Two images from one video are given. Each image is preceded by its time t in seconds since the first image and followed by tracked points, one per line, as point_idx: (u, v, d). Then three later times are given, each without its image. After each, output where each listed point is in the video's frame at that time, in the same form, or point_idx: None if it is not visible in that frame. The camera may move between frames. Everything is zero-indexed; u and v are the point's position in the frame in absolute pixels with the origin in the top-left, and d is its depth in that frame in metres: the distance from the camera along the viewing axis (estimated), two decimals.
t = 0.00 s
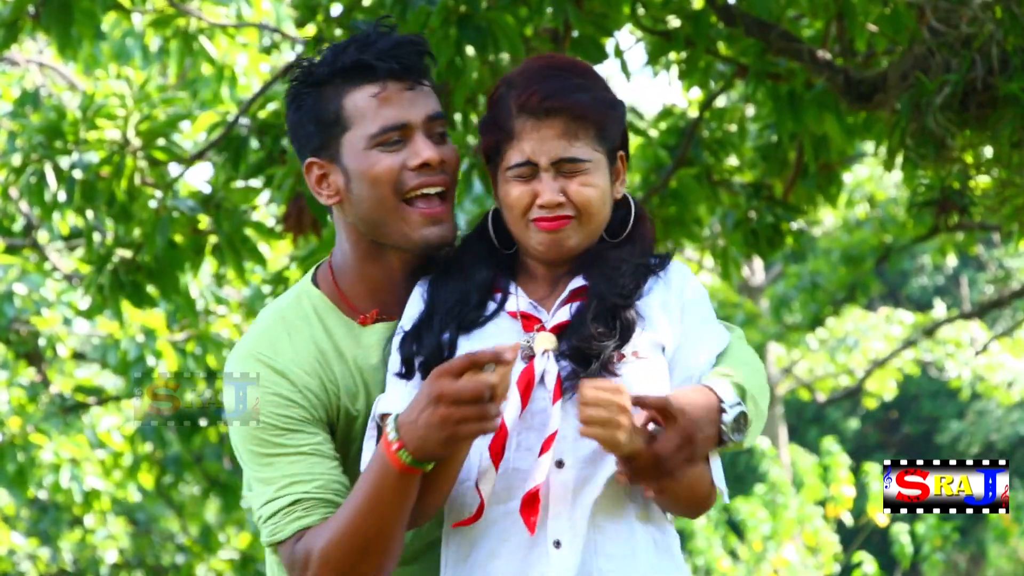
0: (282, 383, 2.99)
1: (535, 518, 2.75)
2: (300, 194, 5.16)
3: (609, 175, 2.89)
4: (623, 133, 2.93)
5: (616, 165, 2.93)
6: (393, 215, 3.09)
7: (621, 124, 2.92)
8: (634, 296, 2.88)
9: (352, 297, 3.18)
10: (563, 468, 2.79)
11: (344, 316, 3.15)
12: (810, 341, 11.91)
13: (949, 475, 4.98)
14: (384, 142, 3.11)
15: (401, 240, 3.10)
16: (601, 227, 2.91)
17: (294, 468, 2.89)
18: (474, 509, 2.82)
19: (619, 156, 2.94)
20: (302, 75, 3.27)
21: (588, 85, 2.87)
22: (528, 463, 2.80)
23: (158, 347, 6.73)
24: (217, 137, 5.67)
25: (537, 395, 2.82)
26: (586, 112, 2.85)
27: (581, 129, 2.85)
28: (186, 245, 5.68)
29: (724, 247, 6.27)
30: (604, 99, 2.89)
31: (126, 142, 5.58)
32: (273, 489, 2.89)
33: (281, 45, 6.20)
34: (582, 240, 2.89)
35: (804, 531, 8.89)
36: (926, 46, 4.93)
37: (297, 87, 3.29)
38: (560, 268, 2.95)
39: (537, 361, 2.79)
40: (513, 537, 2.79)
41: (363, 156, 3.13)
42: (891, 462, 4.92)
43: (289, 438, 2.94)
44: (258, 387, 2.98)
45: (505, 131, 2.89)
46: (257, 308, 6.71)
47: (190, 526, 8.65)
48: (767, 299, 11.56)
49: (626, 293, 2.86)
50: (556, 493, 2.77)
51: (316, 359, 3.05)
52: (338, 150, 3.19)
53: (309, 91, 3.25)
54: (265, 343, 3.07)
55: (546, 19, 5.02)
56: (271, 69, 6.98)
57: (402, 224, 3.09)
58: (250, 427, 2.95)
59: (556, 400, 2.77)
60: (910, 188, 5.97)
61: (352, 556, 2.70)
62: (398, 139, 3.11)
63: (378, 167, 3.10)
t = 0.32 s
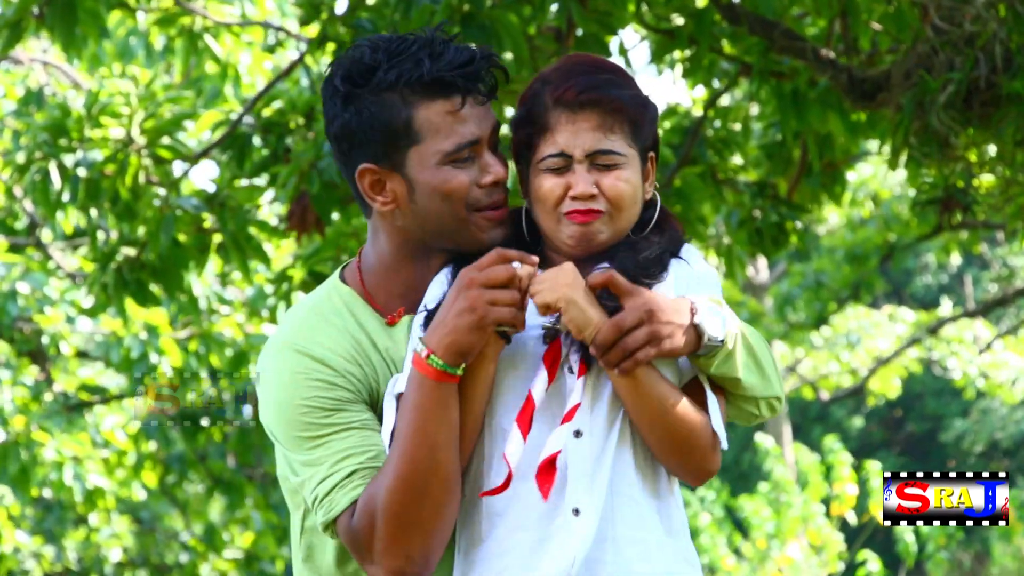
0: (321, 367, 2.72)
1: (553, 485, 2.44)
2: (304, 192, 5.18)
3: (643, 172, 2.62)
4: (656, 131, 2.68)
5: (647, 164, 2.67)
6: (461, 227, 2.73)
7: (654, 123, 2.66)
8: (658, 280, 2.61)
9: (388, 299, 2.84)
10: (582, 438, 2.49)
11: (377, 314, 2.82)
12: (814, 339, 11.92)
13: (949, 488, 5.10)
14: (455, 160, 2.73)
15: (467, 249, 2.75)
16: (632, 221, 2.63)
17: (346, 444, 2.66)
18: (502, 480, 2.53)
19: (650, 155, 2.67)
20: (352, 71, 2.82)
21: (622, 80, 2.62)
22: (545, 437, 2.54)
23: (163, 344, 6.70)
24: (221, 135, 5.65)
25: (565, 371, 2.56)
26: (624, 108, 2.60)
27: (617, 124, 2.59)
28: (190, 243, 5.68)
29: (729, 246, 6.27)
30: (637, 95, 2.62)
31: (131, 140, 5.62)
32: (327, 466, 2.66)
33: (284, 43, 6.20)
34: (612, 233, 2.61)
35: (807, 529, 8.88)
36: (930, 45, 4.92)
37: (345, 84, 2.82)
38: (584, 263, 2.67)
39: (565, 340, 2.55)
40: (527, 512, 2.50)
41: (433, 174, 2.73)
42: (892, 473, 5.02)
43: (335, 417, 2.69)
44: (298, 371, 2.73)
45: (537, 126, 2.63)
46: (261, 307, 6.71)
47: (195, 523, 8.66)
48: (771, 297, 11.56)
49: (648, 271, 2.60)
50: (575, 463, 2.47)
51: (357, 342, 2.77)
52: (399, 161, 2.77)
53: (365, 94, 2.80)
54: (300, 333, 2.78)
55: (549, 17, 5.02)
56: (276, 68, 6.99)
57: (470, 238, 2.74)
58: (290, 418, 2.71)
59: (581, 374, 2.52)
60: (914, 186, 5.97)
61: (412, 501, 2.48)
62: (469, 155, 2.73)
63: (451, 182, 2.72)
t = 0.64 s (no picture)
0: (322, 354, 2.82)
1: (570, 509, 2.61)
2: (304, 189, 5.17)
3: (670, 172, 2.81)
4: (681, 142, 2.90)
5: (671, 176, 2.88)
6: (479, 227, 2.86)
7: (678, 132, 2.89)
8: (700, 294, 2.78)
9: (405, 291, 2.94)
10: (595, 460, 2.62)
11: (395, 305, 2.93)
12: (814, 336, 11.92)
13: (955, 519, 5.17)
14: (470, 161, 2.85)
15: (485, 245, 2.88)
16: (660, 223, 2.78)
17: (324, 437, 2.77)
18: (515, 506, 2.65)
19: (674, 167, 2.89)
20: (375, 77, 2.96)
21: (645, 83, 2.86)
22: (560, 456, 2.66)
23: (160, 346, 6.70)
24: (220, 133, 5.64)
25: (576, 392, 2.66)
26: (650, 103, 2.84)
27: (645, 113, 2.83)
28: (190, 241, 5.68)
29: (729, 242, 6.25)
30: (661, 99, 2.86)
31: (130, 137, 5.62)
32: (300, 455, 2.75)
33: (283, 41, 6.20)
34: (639, 232, 2.75)
35: (808, 525, 8.73)
36: (929, 40, 4.92)
37: (370, 89, 2.97)
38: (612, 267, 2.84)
39: (580, 356, 2.67)
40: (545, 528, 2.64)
41: (449, 173, 2.86)
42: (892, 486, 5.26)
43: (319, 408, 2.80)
44: (297, 355, 2.82)
45: (564, 118, 2.86)
46: (260, 305, 6.71)
47: (195, 522, 8.65)
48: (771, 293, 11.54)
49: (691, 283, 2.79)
50: (587, 486, 2.61)
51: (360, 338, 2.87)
52: (419, 163, 2.90)
53: (386, 100, 2.95)
54: (313, 316, 2.88)
55: (549, 13, 4.98)
56: (275, 67, 6.99)
57: (488, 235, 2.86)
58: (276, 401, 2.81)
59: (596, 395, 2.64)
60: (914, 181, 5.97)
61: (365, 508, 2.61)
62: (485, 156, 2.85)
63: (466, 186, 2.84)
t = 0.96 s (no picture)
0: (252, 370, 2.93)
1: (647, 520, 2.55)
2: (296, 186, 5.17)
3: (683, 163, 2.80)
4: (692, 141, 2.89)
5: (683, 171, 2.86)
6: (426, 198, 2.93)
7: (687, 131, 2.87)
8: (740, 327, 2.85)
9: (357, 281, 3.06)
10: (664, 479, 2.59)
11: (347, 302, 3.03)
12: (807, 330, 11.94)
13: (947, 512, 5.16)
14: (437, 130, 2.96)
15: (429, 220, 2.94)
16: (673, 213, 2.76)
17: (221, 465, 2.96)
18: (586, 511, 2.54)
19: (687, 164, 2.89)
20: (357, 38, 3.14)
21: (655, 80, 2.85)
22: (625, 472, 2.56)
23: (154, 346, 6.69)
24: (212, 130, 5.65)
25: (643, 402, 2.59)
26: (658, 95, 2.83)
27: (657, 104, 2.82)
28: (183, 239, 5.66)
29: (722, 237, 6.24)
30: (668, 94, 2.85)
31: (122, 135, 5.61)
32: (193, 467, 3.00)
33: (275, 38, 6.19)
34: (658, 215, 2.70)
35: (801, 520, 8.83)
36: (920, 34, 4.92)
37: (349, 48, 3.15)
38: (639, 268, 2.76)
39: (655, 365, 2.60)
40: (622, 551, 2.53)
41: (413, 138, 2.97)
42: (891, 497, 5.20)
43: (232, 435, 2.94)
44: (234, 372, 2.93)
45: (577, 111, 2.83)
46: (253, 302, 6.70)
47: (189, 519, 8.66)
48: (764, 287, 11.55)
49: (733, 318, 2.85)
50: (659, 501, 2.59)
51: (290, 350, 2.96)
52: (381, 124, 3.03)
53: (365, 56, 3.11)
54: (252, 327, 2.97)
55: (539, 9, 5.02)
56: (268, 64, 6.97)
57: (435, 208, 2.93)
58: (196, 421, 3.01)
59: (670, 406, 2.58)
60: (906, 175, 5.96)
61: None
62: (451, 131, 2.96)
63: (427, 153, 2.94)
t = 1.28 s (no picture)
0: (216, 339, 2.97)
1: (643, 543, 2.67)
2: (283, 181, 5.16)
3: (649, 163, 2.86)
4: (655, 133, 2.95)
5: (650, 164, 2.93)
6: (389, 159, 3.01)
7: (654, 117, 2.94)
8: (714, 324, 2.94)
9: (311, 245, 3.11)
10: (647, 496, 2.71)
11: (302, 265, 3.08)
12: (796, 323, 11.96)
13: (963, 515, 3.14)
14: (403, 90, 3.04)
15: (387, 185, 3.01)
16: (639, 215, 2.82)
17: (211, 442, 2.95)
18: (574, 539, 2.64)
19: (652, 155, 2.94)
20: None
21: (627, 69, 2.90)
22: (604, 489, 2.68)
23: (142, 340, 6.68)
24: (199, 125, 5.65)
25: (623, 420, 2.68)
26: (625, 89, 2.87)
27: (622, 104, 2.85)
28: (170, 234, 5.65)
29: (709, 230, 6.24)
30: (639, 83, 2.92)
31: (109, 131, 5.57)
32: (183, 453, 2.95)
33: (262, 33, 6.17)
34: (622, 224, 2.77)
35: (789, 514, 8.86)
36: (907, 28, 4.92)
37: (310, 6, 3.20)
38: (606, 269, 2.85)
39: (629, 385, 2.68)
40: (610, 570, 2.66)
41: (379, 97, 3.05)
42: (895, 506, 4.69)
43: (214, 409, 2.93)
44: (196, 344, 2.97)
45: (541, 106, 2.86)
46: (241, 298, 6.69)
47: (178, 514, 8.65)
48: (753, 281, 11.56)
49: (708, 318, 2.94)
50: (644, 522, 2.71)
51: (253, 314, 3.00)
52: (345, 83, 3.10)
53: (327, 15, 3.16)
54: (211, 295, 3.02)
55: (526, 3, 5.03)
56: (256, 59, 6.95)
57: (398, 172, 3.00)
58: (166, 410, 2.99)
59: (649, 432, 2.69)
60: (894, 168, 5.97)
61: (285, 540, 2.74)
62: (417, 91, 3.04)
63: (395, 113, 3.02)
